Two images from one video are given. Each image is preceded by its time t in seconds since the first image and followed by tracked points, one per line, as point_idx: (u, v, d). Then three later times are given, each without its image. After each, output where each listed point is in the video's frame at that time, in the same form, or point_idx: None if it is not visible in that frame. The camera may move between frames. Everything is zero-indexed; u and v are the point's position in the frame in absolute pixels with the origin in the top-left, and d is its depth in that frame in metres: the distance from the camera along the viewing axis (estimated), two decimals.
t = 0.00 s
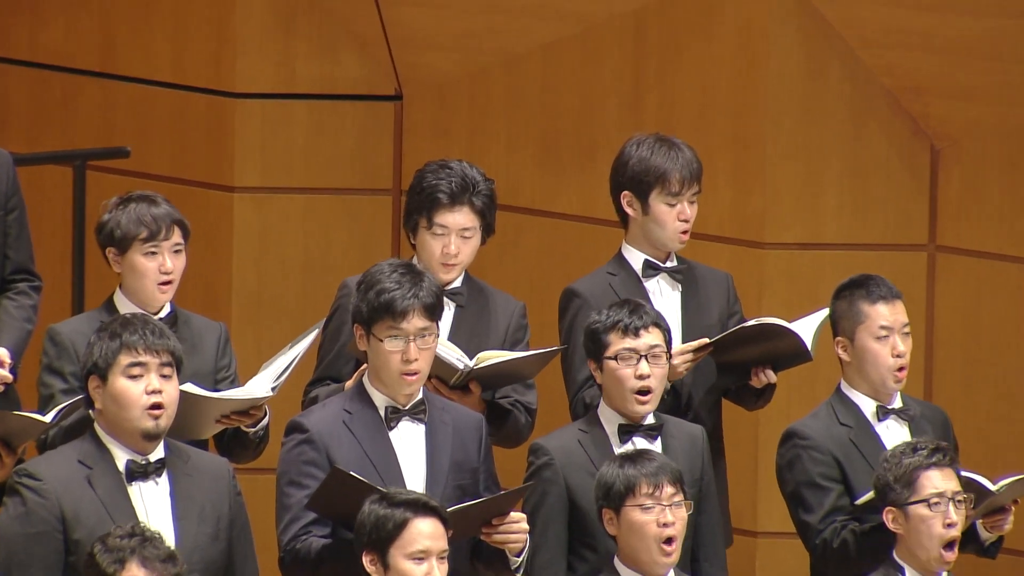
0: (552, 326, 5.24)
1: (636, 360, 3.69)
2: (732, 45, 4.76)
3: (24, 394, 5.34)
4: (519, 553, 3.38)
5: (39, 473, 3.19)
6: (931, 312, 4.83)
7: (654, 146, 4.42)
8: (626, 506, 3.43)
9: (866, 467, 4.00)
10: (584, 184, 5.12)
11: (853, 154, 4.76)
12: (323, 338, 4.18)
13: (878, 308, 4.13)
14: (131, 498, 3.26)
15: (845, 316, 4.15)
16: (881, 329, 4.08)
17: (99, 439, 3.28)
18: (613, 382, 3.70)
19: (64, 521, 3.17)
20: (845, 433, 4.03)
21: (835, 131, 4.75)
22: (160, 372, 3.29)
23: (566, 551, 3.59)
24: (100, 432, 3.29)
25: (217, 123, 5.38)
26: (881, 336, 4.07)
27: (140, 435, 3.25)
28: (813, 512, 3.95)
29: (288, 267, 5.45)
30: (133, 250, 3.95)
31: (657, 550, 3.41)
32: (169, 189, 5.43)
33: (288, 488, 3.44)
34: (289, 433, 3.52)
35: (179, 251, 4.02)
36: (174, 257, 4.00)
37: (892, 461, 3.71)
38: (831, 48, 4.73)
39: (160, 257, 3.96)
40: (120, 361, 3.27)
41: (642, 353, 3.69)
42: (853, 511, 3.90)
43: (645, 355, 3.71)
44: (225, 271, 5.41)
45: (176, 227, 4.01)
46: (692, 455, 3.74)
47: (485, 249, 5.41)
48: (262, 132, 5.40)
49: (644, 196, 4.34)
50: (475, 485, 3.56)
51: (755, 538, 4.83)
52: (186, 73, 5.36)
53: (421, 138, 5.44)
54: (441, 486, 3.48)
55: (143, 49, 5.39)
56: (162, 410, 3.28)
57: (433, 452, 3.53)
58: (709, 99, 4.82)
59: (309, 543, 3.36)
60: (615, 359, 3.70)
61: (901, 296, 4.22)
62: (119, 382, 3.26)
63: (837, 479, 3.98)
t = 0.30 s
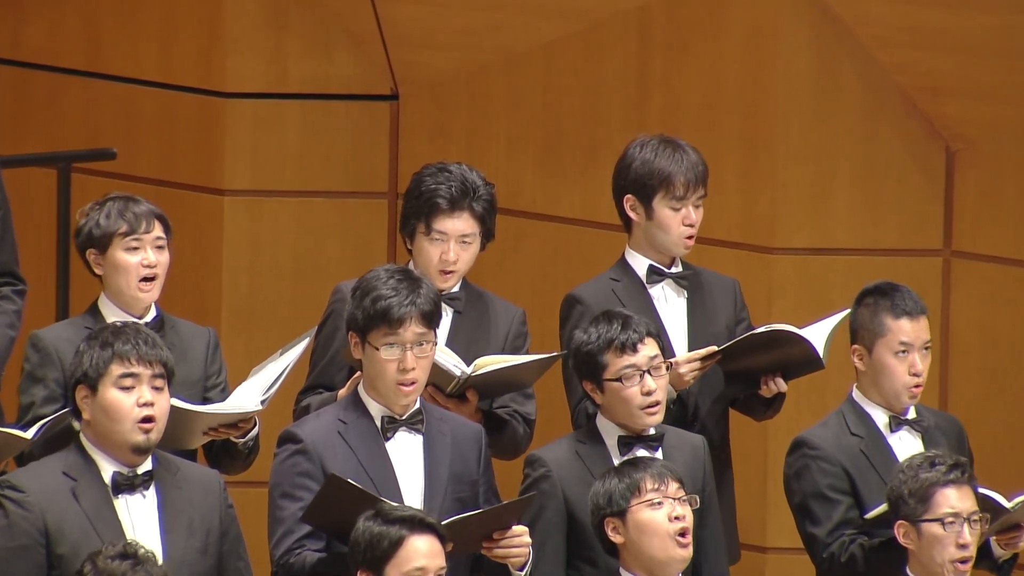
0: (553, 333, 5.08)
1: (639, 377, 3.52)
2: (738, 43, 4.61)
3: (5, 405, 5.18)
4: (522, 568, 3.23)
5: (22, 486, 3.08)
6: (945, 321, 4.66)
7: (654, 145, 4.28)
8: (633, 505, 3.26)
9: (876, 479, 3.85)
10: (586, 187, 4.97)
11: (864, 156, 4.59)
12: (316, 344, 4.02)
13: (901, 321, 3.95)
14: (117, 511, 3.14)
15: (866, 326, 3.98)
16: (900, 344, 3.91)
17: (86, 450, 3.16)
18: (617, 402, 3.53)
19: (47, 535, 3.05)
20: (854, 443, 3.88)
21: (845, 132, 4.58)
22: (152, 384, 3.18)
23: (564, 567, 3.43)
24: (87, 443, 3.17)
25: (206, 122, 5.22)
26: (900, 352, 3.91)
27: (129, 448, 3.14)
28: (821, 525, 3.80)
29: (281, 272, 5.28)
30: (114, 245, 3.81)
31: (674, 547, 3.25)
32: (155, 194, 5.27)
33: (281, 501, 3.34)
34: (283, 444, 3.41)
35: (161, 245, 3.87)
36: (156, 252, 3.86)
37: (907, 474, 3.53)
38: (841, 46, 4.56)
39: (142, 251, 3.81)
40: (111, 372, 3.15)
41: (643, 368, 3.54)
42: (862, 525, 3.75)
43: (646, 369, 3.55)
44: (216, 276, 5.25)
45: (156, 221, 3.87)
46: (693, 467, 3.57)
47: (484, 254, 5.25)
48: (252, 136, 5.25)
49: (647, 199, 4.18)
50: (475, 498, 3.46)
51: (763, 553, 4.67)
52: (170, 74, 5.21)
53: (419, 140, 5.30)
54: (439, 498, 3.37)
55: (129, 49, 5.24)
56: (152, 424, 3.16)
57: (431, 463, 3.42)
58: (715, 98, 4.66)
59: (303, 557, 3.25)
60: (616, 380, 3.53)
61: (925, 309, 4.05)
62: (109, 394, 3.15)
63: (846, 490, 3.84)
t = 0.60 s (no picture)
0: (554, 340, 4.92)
1: (641, 392, 3.39)
2: (750, 38, 4.46)
3: None
4: None
5: (4, 500, 2.96)
6: (962, 327, 4.51)
7: (659, 146, 4.08)
8: (653, 532, 3.10)
9: (889, 493, 3.73)
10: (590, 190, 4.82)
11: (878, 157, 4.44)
12: (308, 353, 3.87)
13: (914, 329, 3.81)
14: (105, 526, 3.04)
15: (877, 334, 3.85)
16: (912, 354, 3.77)
17: (72, 463, 3.06)
18: (619, 419, 3.39)
19: (31, 552, 2.95)
20: (866, 455, 3.76)
21: (859, 132, 4.43)
22: (142, 396, 3.07)
23: None
24: (74, 456, 3.06)
25: (197, 122, 5.08)
26: (913, 362, 3.77)
27: (115, 463, 3.03)
28: (831, 540, 3.69)
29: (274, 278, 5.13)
30: (104, 259, 3.67)
31: None
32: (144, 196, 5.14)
33: (274, 516, 3.18)
34: (275, 455, 3.26)
35: (154, 261, 3.74)
36: (148, 268, 3.72)
37: (931, 493, 3.36)
38: (857, 42, 4.41)
39: (133, 268, 3.69)
40: (100, 383, 3.05)
41: (645, 383, 3.40)
42: (874, 540, 3.63)
43: (649, 383, 3.42)
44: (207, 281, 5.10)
45: (151, 236, 3.73)
46: (694, 479, 3.45)
47: (483, 259, 5.10)
48: (244, 137, 5.11)
49: (650, 202, 4.00)
50: (475, 512, 3.31)
51: (773, 568, 4.51)
52: (158, 73, 5.07)
53: (417, 141, 5.15)
54: (438, 511, 3.22)
55: (117, 46, 5.11)
56: (142, 438, 3.06)
57: (429, 476, 3.27)
58: (726, 96, 4.52)
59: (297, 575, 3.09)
60: (617, 396, 3.40)
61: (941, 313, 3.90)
62: (98, 406, 3.04)
63: (858, 504, 3.72)
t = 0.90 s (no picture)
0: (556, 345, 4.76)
1: (644, 413, 3.23)
2: (759, 33, 4.30)
3: None
4: None
5: None
6: (978, 332, 4.36)
7: (667, 146, 3.91)
8: (657, 553, 2.98)
9: (902, 505, 3.58)
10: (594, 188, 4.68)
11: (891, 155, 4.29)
12: (300, 358, 3.72)
13: (926, 336, 3.66)
14: (92, 540, 2.89)
15: (888, 341, 3.70)
16: (926, 362, 3.63)
17: (56, 474, 2.91)
18: (621, 439, 3.25)
19: (14, 567, 2.80)
20: (877, 466, 3.61)
21: (872, 130, 4.28)
22: (130, 406, 2.92)
23: None
24: (59, 467, 2.91)
25: (187, 122, 5.07)
26: (926, 370, 3.62)
27: (102, 475, 2.88)
28: (843, 555, 3.53)
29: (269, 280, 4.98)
30: (94, 276, 3.51)
31: None
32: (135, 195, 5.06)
33: (267, 528, 3.04)
34: (267, 465, 3.11)
35: (143, 280, 3.59)
36: (138, 286, 3.57)
37: (954, 505, 3.20)
38: (870, 37, 4.26)
39: (123, 286, 3.54)
40: (86, 392, 2.90)
41: (647, 404, 3.24)
42: (888, 555, 3.47)
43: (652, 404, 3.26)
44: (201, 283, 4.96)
45: (143, 254, 3.57)
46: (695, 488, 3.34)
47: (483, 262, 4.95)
48: (236, 139, 5.09)
49: (656, 203, 3.84)
50: (475, 524, 3.17)
51: None
52: (150, 69, 5.02)
53: (415, 140, 5.05)
54: (437, 523, 3.08)
55: (106, 41, 5.01)
56: (129, 449, 2.91)
57: (426, 486, 3.13)
58: (734, 93, 4.38)
59: None
60: (619, 415, 3.24)
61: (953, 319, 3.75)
62: (84, 416, 2.89)
63: (870, 517, 3.56)
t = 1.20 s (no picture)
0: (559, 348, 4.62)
1: (642, 421, 3.12)
2: (769, 26, 4.16)
3: None
4: None
5: None
6: (997, 335, 4.20)
7: (676, 143, 3.75)
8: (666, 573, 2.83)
9: (917, 516, 3.42)
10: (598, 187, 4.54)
11: (905, 153, 4.14)
12: (290, 363, 3.55)
13: (939, 339, 3.52)
14: (77, 551, 2.79)
15: (900, 346, 3.56)
16: (939, 365, 3.48)
17: (39, 482, 2.81)
18: (617, 447, 3.14)
19: None
20: (891, 476, 3.45)
21: (885, 127, 4.13)
22: (114, 411, 2.83)
23: None
24: (41, 475, 2.82)
25: (177, 118, 4.94)
26: (940, 373, 3.48)
27: (85, 481, 2.78)
28: (856, 569, 3.38)
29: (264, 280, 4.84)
30: (78, 283, 3.35)
31: None
32: (128, 194, 4.98)
33: (257, 541, 2.90)
34: (258, 475, 2.97)
35: (129, 285, 3.42)
36: (124, 292, 3.41)
37: (969, 513, 3.04)
38: (883, 31, 4.10)
39: (109, 293, 3.38)
40: (68, 396, 2.81)
41: (645, 412, 3.12)
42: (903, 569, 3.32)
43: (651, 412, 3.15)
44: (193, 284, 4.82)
45: (129, 259, 3.41)
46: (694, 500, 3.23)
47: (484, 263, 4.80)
48: (228, 136, 4.97)
49: (661, 201, 3.68)
50: (473, 533, 3.02)
51: None
52: (137, 64, 4.91)
53: (415, 138, 4.92)
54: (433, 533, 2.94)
55: (98, 37, 4.92)
56: (113, 454, 2.81)
57: (422, 496, 2.99)
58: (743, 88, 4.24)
59: None
60: (616, 422, 3.13)
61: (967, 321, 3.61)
62: (65, 421, 2.80)
63: (884, 529, 3.41)
